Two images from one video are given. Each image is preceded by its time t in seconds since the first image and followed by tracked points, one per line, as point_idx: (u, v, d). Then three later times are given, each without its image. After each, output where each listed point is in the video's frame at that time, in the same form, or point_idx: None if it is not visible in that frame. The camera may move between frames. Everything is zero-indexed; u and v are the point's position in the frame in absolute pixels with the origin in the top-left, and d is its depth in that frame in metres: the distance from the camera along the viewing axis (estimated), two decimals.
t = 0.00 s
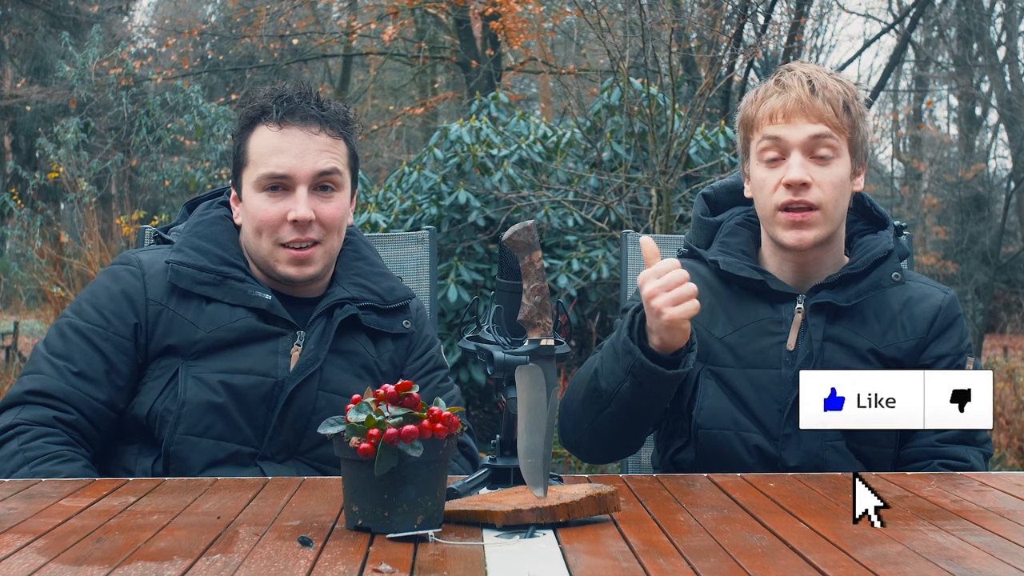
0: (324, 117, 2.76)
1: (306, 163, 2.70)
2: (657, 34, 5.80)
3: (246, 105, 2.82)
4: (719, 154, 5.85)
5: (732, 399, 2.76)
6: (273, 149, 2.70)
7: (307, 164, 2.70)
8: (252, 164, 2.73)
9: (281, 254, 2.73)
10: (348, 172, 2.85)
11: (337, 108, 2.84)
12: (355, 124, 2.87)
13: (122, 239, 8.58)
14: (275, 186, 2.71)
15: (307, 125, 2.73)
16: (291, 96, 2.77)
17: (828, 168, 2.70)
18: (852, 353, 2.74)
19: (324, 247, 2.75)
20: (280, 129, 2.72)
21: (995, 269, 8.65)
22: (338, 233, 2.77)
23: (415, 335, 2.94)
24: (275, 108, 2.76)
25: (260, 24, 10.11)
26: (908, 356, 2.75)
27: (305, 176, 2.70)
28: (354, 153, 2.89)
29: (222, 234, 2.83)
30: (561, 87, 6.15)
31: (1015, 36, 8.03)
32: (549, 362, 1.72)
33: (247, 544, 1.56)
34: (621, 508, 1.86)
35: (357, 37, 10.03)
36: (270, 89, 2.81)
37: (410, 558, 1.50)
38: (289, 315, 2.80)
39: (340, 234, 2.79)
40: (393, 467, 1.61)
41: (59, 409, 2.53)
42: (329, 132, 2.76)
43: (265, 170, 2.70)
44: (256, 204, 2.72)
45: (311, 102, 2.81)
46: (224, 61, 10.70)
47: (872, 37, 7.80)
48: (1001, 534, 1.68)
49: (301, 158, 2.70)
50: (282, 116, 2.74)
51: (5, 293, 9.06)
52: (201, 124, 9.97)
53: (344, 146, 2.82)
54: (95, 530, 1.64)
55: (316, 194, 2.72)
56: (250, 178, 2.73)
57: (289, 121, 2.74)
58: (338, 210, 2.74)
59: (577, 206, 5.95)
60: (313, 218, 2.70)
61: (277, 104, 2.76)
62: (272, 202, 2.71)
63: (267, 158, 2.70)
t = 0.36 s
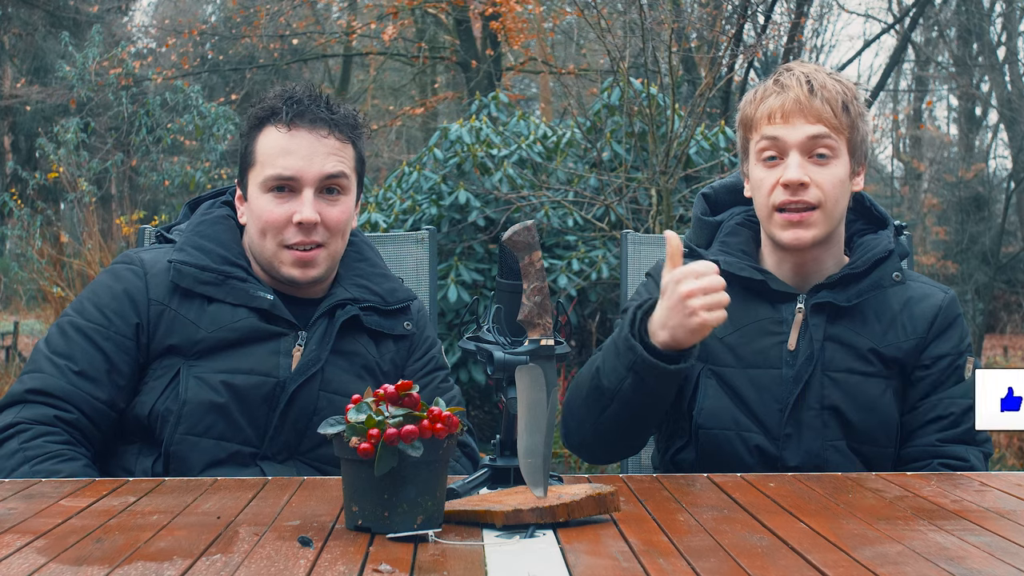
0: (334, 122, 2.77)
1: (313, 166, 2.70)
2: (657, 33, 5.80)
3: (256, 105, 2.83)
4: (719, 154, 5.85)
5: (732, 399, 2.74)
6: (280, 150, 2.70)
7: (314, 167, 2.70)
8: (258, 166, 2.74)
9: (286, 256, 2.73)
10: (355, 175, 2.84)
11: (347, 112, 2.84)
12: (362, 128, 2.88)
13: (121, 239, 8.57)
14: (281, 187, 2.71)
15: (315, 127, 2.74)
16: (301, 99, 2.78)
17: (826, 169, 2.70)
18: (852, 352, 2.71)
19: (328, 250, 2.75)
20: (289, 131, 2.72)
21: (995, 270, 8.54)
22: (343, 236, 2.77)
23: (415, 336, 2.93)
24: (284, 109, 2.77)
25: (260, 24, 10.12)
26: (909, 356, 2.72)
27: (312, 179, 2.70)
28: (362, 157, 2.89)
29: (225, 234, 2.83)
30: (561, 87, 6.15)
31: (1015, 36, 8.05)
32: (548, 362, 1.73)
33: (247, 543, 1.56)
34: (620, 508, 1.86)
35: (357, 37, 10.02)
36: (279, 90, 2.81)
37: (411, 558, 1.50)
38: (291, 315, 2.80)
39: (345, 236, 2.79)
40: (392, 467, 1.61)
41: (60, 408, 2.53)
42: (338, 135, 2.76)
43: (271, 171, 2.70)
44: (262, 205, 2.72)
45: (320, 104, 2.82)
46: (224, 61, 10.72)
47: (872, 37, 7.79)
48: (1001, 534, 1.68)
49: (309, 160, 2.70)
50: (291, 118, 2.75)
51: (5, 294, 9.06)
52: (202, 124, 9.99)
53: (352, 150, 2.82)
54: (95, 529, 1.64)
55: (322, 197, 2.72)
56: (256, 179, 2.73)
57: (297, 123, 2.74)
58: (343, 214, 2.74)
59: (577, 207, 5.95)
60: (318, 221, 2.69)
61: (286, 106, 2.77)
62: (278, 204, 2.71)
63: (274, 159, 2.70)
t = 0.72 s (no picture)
0: (337, 122, 2.77)
1: (316, 166, 2.70)
2: (657, 34, 5.80)
3: (258, 105, 2.83)
4: (719, 154, 5.86)
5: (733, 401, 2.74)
6: (283, 150, 2.70)
7: (316, 168, 2.70)
8: (260, 165, 2.74)
9: (287, 256, 2.73)
10: (356, 175, 2.84)
11: (349, 113, 2.84)
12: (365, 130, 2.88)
13: (122, 239, 8.57)
14: (283, 187, 2.71)
15: (319, 128, 2.73)
16: (305, 100, 2.78)
17: (825, 166, 2.69)
18: (853, 354, 2.71)
19: (329, 250, 2.74)
20: (292, 131, 2.73)
21: (995, 269, 8.71)
22: (344, 237, 2.76)
23: (415, 337, 2.93)
24: (288, 110, 2.77)
25: (260, 24, 10.09)
26: (909, 357, 2.72)
27: (314, 179, 2.70)
28: (363, 158, 2.90)
29: (225, 234, 2.83)
30: (561, 87, 6.14)
31: (1015, 36, 7.96)
32: (548, 362, 1.73)
33: (247, 544, 1.56)
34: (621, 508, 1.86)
35: (357, 37, 10.01)
36: (282, 90, 2.82)
37: (410, 558, 1.50)
38: (291, 315, 2.79)
39: (346, 238, 2.78)
40: (392, 467, 1.61)
41: (59, 408, 2.53)
42: (341, 136, 2.76)
43: (273, 171, 2.70)
44: (264, 204, 2.72)
45: (323, 105, 2.82)
46: (223, 61, 10.70)
47: (872, 37, 7.78)
48: (1001, 534, 1.68)
49: (311, 161, 2.70)
50: (295, 118, 2.75)
51: (5, 293, 9.05)
52: (202, 124, 10.00)
53: (353, 150, 2.82)
54: (95, 530, 1.64)
55: (325, 197, 2.72)
56: (259, 178, 2.73)
57: (301, 124, 2.74)
58: (344, 215, 2.73)
59: (577, 207, 5.95)
60: (319, 221, 2.69)
61: (290, 106, 2.78)
62: (279, 203, 2.71)
63: (276, 159, 2.70)
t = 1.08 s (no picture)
0: (344, 125, 2.76)
1: (320, 165, 2.69)
2: (657, 34, 5.80)
3: (265, 103, 2.83)
4: (719, 154, 5.86)
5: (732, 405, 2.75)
6: (287, 149, 2.70)
7: (321, 167, 2.69)
8: (263, 162, 2.74)
9: (287, 255, 2.74)
10: (360, 177, 2.84)
11: (356, 116, 2.85)
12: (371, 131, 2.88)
13: (122, 239, 8.57)
14: (286, 185, 2.71)
15: (325, 128, 2.73)
16: (312, 100, 2.78)
17: (820, 169, 2.69)
18: (851, 355, 2.71)
19: (330, 251, 2.75)
20: (298, 130, 2.72)
21: (996, 269, 8.65)
22: (344, 238, 2.76)
23: (415, 337, 2.94)
24: (294, 109, 2.77)
25: (260, 24, 10.09)
26: (907, 358, 2.71)
27: (317, 179, 2.69)
28: (367, 160, 2.90)
29: (226, 233, 2.83)
30: (561, 87, 6.14)
31: (1015, 36, 7.95)
32: (548, 362, 1.73)
33: (247, 544, 1.56)
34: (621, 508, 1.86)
35: (357, 37, 10.01)
36: (289, 90, 2.82)
37: (410, 558, 1.50)
38: (292, 314, 2.80)
39: (347, 239, 2.78)
40: (393, 467, 1.61)
41: (60, 406, 2.53)
42: (347, 137, 2.75)
43: (277, 167, 2.70)
44: (267, 202, 2.72)
45: (329, 106, 2.82)
46: (223, 61, 10.71)
47: (872, 37, 7.76)
48: (1001, 534, 1.68)
49: (315, 159, 2.70)
50: (301, 117, 2.74)
51: (5, 293, 9.05)
52: (202, 124, 10.04)
53: (358, 152, 2.81)
54: (95, 529, 1.64)
55: (327, 198, 2.71)
56: (262, 176, 2.73)
57: (307, 123, 2.73)
58: (347, 215, 2.73)
59: (577, 206, 5.95)
60: (321, 221, 2.69)
61: (296, 105, 2.77)
62: (282, 201, 2.71)
63: (280, 156, 2.70)
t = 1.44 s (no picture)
0: (350, 127, 2.77)
1: (325, 167, 2.70)
2: (657, 34, 5.80)
3: (272, 103, 2.82)
4: (720, 154, 5.85)
5: (730, 410, 2.76)
6: (292, 149, 2.70)
7: (326, 168, 2.70)
8: (269, 162, 2.73)
9: (287, 255, 2.73)
10: (366, 180, 2.85)
11: (363, 118, 2.86)
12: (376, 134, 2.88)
13: (122, 239, 8.58)
14: (290, 186, 2.71)
15: (331, 130, 2.74)
16: (319, 101, 2.79)
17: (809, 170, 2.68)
18: (843, 356, 2.70)
19: (332, 253, 2.74)
20: (304, 131, 2.72)
21: (995, 269, 8.69)
22: (347, 240, 2.76)
23: (415, 337, 2.94)
24: (301, 109, 2.77)
25: (260, 24, 10.09)
26: (901, 357, 2.70)
27: (322, 180, 2.70)
28: (374, 164, 2.90)
29: (226, 233, 2.83)
30: (561, 87, 6.15)
31: (1015, 36, 7.96)
32: (549, 363, 1.71)
33: (247, 544, 1.56)
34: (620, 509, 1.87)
35: (357, 37, 10.01)
36: (297, 90, 2.82)
37: (410, 558, 1.50)
38: (292, 314, 2.80)
39: (349, 241, 2.78)
40: (393, 467, 1.61)
41: (61, 406, 2.53)
42: (352, 140, 2.76)
43: (283, 168, 2.70)
44: (270, 201, 2.72)
45: (336, 107, 2.83)
46: (224, 61, 10.71)
47: (872, 37, 7.75)
48: (1001, 534, 1.68)
49: (320, 161, 2.70)
50: (307, 118, 2.75)
51: (5, 293, 9.04)
52: (202, 124, 10.06)
53: (364, 156, 2.82)
54: (95, 529, 1.64)
55: (332, 198, 2.72)
56: (267, 176, 2.73)
57: (313, 124, 2.74)
58: (350, 218, 2.74)
59: (577, 207, 5.95)
60: (324, 222, 2.70)
61: (303, 106, 2.78)
62: (287, 201, 2.71)
63: (286, 158, 2.70)
